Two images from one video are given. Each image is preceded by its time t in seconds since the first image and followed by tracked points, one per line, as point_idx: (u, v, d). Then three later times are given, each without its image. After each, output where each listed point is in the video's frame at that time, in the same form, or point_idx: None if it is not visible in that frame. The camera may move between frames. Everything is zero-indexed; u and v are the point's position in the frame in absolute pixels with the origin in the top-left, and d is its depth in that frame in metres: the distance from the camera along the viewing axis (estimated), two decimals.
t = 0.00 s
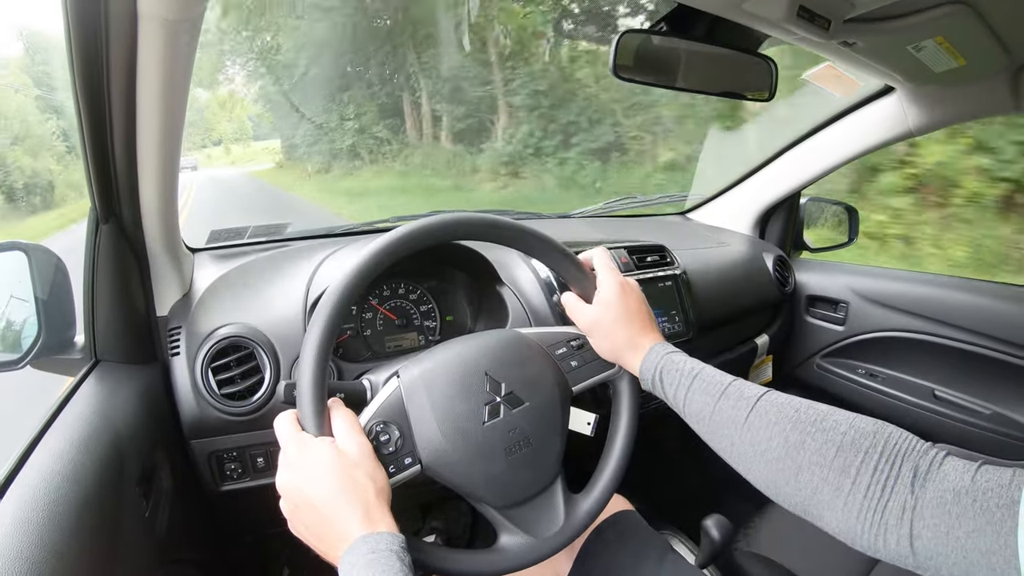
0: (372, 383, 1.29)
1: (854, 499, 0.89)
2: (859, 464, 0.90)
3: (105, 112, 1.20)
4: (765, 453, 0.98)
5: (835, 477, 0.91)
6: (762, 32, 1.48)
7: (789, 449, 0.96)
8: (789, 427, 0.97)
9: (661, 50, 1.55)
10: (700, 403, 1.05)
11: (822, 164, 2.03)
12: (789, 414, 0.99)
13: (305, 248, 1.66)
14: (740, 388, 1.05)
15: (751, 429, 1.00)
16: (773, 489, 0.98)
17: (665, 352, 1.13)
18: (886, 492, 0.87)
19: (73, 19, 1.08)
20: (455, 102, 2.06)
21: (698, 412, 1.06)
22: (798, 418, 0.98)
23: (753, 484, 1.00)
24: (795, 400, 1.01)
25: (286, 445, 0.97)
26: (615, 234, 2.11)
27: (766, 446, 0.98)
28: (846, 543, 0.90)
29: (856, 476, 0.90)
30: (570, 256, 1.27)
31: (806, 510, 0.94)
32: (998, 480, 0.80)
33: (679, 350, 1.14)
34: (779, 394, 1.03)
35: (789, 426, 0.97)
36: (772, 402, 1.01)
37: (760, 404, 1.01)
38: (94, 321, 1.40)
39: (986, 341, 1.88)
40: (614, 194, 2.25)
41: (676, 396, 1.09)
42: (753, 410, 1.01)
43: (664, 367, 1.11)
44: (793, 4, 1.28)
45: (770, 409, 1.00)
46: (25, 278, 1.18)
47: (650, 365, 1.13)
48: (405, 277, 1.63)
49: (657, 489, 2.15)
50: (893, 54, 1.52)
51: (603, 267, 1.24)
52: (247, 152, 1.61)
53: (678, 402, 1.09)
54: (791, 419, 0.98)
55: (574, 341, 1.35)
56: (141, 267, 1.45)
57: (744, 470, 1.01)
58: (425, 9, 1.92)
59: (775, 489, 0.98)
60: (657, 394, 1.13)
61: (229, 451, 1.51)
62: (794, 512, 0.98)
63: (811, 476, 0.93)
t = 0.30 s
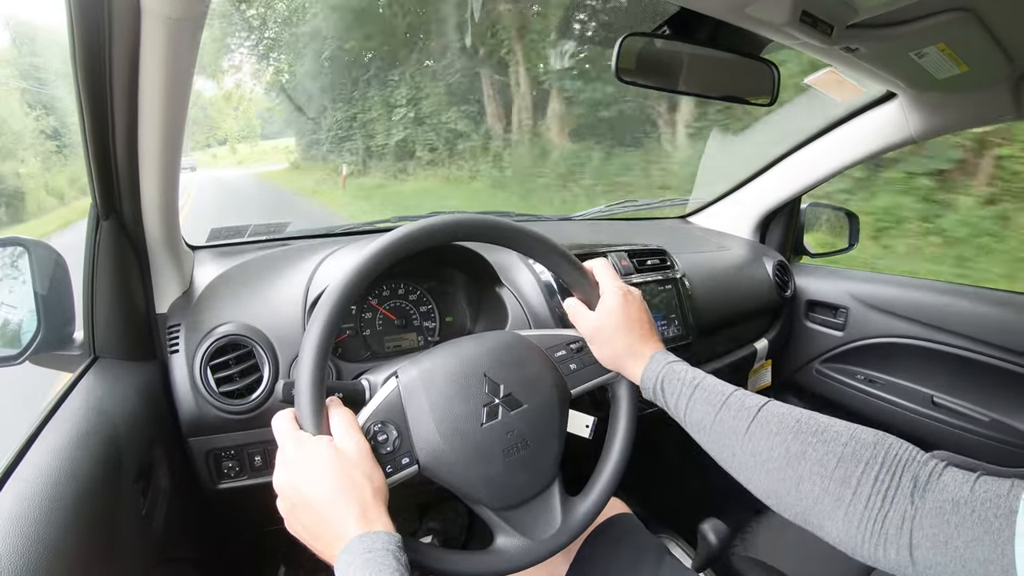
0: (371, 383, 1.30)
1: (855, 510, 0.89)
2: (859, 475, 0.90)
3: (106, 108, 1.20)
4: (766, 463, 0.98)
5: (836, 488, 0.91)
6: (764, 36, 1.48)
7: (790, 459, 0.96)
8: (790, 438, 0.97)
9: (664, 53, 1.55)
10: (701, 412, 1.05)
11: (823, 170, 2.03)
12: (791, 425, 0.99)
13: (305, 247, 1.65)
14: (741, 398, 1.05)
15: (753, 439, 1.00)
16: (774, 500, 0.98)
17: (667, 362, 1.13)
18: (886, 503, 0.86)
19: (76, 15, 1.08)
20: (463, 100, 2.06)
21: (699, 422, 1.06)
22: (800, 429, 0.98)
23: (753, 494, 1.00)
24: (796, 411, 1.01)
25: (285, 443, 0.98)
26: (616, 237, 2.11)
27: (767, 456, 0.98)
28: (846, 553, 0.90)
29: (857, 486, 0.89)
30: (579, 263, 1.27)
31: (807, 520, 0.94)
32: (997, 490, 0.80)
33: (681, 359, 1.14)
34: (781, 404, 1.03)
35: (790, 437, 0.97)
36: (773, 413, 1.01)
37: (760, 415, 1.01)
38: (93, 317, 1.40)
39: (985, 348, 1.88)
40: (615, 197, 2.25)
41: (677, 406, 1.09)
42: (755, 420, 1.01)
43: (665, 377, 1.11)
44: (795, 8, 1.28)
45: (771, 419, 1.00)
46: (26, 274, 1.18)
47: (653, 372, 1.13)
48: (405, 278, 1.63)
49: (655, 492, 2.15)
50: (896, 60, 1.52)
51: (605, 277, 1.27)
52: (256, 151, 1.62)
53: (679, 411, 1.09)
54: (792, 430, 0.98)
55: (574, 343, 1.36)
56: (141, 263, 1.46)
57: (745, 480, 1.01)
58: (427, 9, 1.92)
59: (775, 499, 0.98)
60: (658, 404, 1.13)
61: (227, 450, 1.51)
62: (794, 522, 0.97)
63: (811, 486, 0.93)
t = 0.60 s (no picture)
0: (371, 384, 1.31)
1: (855, 527, 0.88)
2: (860, 492, 0.90)
3: (109, 107, 1.20)
4: (765, 477, 0.96)
5: (836, 504, 0.90)
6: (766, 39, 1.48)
7: (790, 474, 0.95)
8: (789, 452, 0.96)
9: (666, 55, 1.55)
10: (697, 424, 1.03)
11: (824, 173, 2.03)
12: (791, 439, 0.98)
13: (306, 247, 1.65)
14: (739, 410, 1.03)
15: (751, 452, 0.98)
16: (772, 516, 0.96)
17: (660, 369, 1.12)
18: (888, 519, 0.86)
19: (81, 14, 1.08)
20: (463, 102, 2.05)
21: (695, 434, 1.03)
22: (799, 443, 0.97)
23: (748, 510, 0.98)
24: (793, 426, 1.00)
25: (286, 445, 0.98)
26: (618, 239, 2.11)
27: (764, 470, 0.96)
28: (845, 571, 0.90)
29: (858, 503, 0.89)
30: (584, 269, 1.28)
31: (804, 538, 0.93)
32: (996, 503, 0.81)
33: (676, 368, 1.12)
34: (779, 418, 1.02)
35: (790, 451, 0.96)
36: (772, 426, 1.00)
37: (760, 427, 1.00)
38: (95, 316, 1.40)
39: (984, 352, 1.88)
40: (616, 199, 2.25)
41: (670, 416, 1.06)
42: (753, 433, 0.99)
43: (659, 383, 1.09)
44: (798, 11, 1.28)
45: (770, 432, 0.99)
46: (28, 273, 1.19)
47: (646, 379, 1.11)
48: (406, 279, 1.64)
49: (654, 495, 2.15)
50: (898, 63, 1.52)
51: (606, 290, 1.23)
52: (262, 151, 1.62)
53: (674, 421, 1.06)
54: (793, 444, 0.97)
55: (574, 345, 1.38)
56: (142, 262, 1.45)
57: (742, 497, 0.99)
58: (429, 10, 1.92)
59: (772, 515, 0.96)
60: (650, 412, 1.11)
61: (227, 449, 1.51)
62: (789, 539, 0.96)
63: (811, 502, 0.92)
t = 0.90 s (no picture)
0: (375, 378, 1.32)
1: (855, 505, 0.89)
2: (859, 470, 0.91)
3: (109, 105, 1.19)
4: (766, 458, 0.98)
5: (836, 483, 0.92)
6: (767, 31, 1.47)
7: (789, 454, 0.96)
8: (788, 432, 0.97)
9: (667, 47, 1.55)
10: (697, 407, 1.05)
11: (825, 165, 2.03)
12: (789, 418, 0.99)
13: (307, 243, 1.65)
14: (738, 391, 1.05)
15: (750, 434, 1.00)
16: (774, 495, 0.98)
17: (660, 356, 1.13)
18: (888, 498, 0.87)
19: (79, 13, 1.08)
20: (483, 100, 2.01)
21: (695, 416, 1.06)
22: (798, 423, 0.98)
23: (751, 488, 1.01)
24: (792, 404, 1.02)
25: (292, 453, 0.97)
26: (619, 232, 2.11)
27: (765, 451, 0.98)
28: (848, 547, 0.91)
29: (857, 481, 0.90)
30: (580, 256, 1.27)
31: (807, 515, 0.95)
32: (1001, 485, 0.80)
33: (675, 353, 1.14)
34: (778, 397, 1.03)
35: (789, 431, 0.97)
36: (771, 407, 1.01)
37: (758, 408, 1.02)
38: (97, 314, 1.40)
39: (989, 344, 1.89)
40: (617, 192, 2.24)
41: (671, 400, 1.09)
42: (752, 414, 1.01)
43: (659, 370, 1.11)
44: (800, 3, 1.27)
45: (769, 412, 1.01)
46: (30, 271, 1.19)
47: (645, 367, 1.13)
48: (407, 274, 1.64)
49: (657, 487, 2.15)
50: (899, 55, 1.52)
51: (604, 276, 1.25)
52: (269, 151, 1.61)
53: (674, 404, 1.08)
54: (791, 423, 0.98)
55: (574, 332, 1.35)
56: (144, 260, 1.45)
57: (743, 475, 1.02)
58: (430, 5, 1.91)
59: (775, 494, 0.98)
60: (653, 398, 1.13)
61: (231, 445, 1.51)
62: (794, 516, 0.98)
63: (811, 481, 0.94)
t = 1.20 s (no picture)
0: (376, 382, 1.32)
1: (857, 491, 0.90)
2: (860, 456, 0.91)
3: (106, 111, 1.19)
4: (766, 446, 0.98)
5: (837, 469, 0.92)
6: (762, 27, 1.48)
7: (789, 441, 0.96)
8: (786, 420, 0.98)
9: (662, 45, 1.55)
10: (695, 396, 1.06)
11: (823, 160, 2.03)
12: (788, 406, 0.99)
13: (305, 247, 1.65)
14: (736, 379, 1.06)
15: (750, 422, 1.00)
16: (775, 483, 0.98)
17: (659, 347, 1.14)
18: (889, 483, 0.87)
19: (73, 19, 1.08)
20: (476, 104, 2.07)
21: (694, 406, 1.06)
22: (797, 410, 0.98)
23: (752, 476, 1.01)
24: (791, 391, 1.02)
25: (298, 466, 0.97)
26: (618, 230, 2.11)
27: (764, 439, 0.98)
28: (851, 533, 0.91)
29: (858, 467, 0.90)
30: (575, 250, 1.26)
31: (810, 502, 0.95)
32: (1004, 468, 0.80)
33: (674, 343, 1.14)
34: (777, 384, 1.04)
35: (788, 418, 0.98)
36: (769, 394, 1.02)
37: (757, 396, 1.02)
38: (98, 320, 1.40)
39: (992, 337, 1.88)
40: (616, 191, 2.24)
41: (671, 391, 1.09)
42: (751, 402, 1.02)
43: (657, 361, 1.12)
44: None
45: (767, 400, 1.01)
46: (30, 279, 1.19)
47: (644, 357, 1.14)
48: (407, 276, 1.63)
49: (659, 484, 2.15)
50: (895, 49, 1.52)
51: (598, 266, 1.25)
52: (278, 152, 1.61)
53: (673, 395, 1.09)
54: (790, 411, 0.98)
55: (573, 327, 1.34)
56: (145, 266, 1.45)
57: (744, 464, 1.02)
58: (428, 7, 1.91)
59: (776, 483, 0.98)
60: (652, 389, 1.13)
61: (233, 450, 1.51)
62: (796, 504, 0.98)
63: (812, 469, 0.94)
